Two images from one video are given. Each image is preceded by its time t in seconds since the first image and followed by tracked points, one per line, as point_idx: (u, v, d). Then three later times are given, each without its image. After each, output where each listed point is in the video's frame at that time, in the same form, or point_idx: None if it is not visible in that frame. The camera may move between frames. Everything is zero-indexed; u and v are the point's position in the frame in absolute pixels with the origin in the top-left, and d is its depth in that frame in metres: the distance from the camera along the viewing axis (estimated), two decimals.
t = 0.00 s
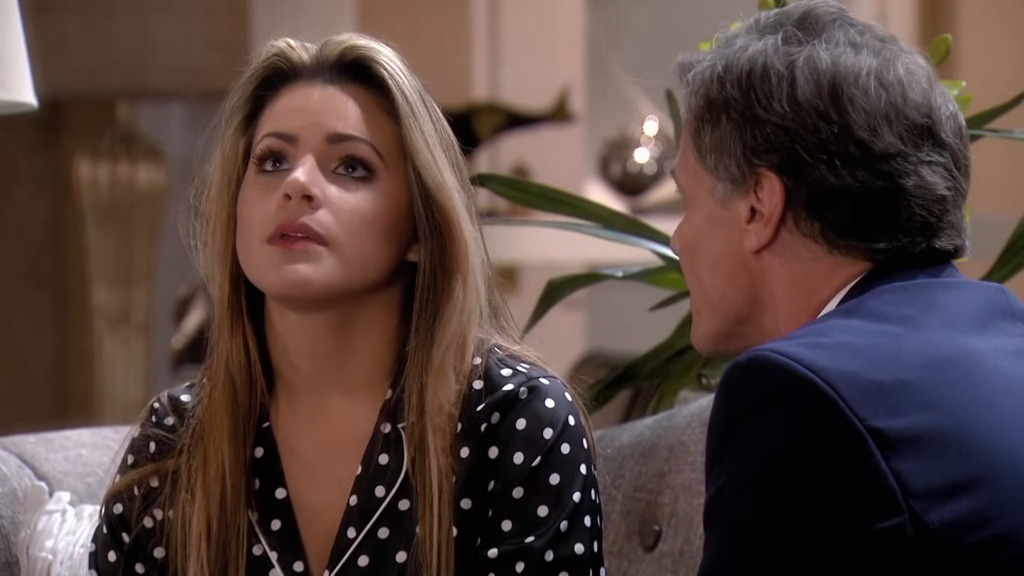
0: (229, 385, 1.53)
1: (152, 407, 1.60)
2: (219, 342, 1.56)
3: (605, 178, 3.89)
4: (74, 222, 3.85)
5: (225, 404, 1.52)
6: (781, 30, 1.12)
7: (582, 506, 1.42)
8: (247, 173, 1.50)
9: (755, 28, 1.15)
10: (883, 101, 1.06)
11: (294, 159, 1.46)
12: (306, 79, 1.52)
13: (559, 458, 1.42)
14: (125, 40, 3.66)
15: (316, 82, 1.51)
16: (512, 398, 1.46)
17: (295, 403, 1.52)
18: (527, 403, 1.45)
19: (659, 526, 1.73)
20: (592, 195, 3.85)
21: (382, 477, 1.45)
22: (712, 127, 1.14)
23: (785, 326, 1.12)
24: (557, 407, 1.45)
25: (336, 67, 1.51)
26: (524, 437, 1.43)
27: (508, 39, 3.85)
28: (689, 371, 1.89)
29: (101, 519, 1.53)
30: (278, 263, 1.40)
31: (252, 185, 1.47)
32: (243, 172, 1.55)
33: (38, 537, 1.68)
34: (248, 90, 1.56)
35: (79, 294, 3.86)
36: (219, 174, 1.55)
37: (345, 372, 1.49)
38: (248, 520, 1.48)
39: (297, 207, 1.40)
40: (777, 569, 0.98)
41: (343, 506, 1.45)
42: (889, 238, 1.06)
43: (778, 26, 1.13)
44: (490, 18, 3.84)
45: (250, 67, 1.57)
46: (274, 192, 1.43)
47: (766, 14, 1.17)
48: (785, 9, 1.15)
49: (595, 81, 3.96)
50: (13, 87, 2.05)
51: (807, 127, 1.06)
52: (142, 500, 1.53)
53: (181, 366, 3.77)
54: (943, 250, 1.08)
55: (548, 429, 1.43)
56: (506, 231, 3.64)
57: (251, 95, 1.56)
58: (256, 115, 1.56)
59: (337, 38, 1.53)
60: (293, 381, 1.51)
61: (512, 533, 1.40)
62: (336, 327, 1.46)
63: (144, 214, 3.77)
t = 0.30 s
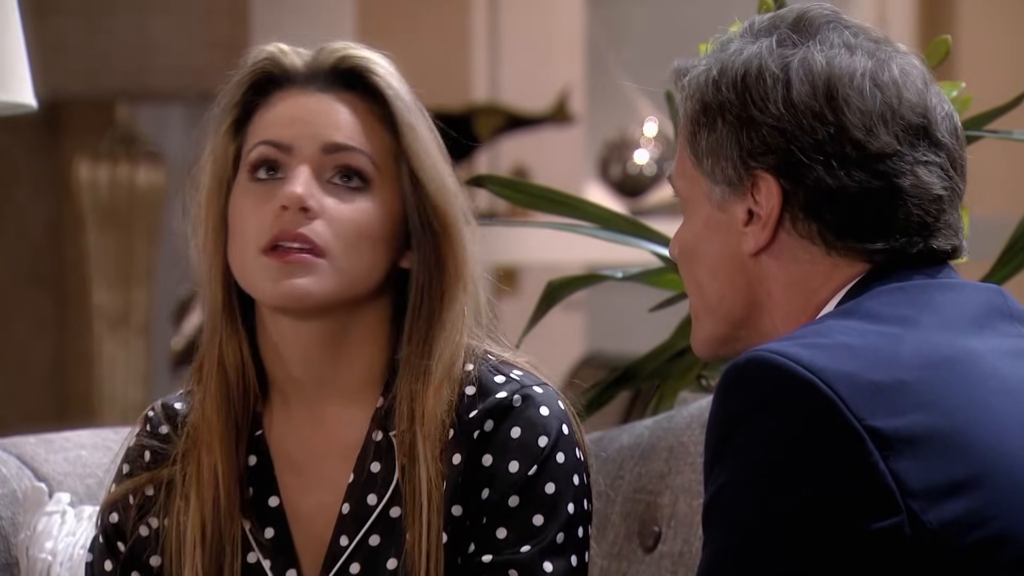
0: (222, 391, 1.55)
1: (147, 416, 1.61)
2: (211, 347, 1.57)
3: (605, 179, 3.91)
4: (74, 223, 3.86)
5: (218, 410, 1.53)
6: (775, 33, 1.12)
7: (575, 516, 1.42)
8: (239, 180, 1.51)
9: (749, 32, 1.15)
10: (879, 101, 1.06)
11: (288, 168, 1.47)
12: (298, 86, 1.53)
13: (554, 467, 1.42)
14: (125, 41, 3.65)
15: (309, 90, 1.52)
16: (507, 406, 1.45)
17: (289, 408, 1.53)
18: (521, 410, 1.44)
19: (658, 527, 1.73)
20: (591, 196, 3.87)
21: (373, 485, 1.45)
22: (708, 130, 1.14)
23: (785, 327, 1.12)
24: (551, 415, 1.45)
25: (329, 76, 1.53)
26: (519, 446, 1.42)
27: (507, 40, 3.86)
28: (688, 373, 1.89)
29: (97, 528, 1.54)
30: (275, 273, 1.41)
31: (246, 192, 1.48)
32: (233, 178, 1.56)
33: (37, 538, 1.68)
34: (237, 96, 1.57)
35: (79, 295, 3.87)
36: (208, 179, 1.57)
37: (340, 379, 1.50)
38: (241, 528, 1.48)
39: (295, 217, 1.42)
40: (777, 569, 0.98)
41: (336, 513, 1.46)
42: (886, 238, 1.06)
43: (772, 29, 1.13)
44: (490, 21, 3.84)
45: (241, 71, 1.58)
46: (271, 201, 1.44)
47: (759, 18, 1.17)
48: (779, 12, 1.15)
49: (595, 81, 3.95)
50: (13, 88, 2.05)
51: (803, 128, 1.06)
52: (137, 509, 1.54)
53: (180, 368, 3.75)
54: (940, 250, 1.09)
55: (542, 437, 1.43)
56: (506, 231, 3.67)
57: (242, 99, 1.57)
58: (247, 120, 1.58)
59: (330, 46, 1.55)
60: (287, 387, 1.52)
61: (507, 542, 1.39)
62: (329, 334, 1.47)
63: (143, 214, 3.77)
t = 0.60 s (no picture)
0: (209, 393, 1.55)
1: (141, 417, 1.61)
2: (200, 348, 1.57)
3: (605, 179, 3.91)
4: (73, 223, 3.86)
5: (205, 407, 1.54)
6: (772, 33, 1.12)
7: (567, 514, 1.41)
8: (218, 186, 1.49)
9: (746, 33, 1.15)
10: (876, 100, 1.06)
11: (266, 173, 1.45)
12: (273, 90, 1.50)
13: (546, 465, 1.42)
14: (123, 41, 3.65)
15: (282, 94, 1.49)
16: (498, 404, 1.45)
17: (281, 409, 1.52)
18: (514, 408, 1.44)
19: (657, 526, 1.73)
20: (590, 196, 3.88)
21: (365, 486, 1.45)
22: (706, 130, 1.14)
23: (784, 327, 1.12)
24: (542, 413, 1.44)
25: (302, 78, 1.49)
26: (512, 444, 1.42)
27: (506, 40, 3.87)
28: (687, 373, 1.89)
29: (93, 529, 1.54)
30: (257, 282, 1.39)
31: (225, 198, 1.46)
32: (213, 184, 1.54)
33: (36, 538, 1.68)
34: (213, 102, 1.54)
35: (78, 295, 3.87)
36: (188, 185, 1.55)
37: (328, 381, 1.49)
38: (234, 530, 1.49)
39: (274, 225, 1.39)
40: (776, 568, 0.98)
41: (328, 516, 1.46)
42: (885, 236, 1.06)
43: (768, 29, 1.13)
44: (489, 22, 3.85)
45: (217, 75, 1.55)
46: (250, 207, 1.42)
47: (756, 18, 1.17)
48: (776, 12, 1.15)
49: (595, 81, 3.95)
50: (12, 88, 2.05)
51: (802, 128, 1.06)
52: (133, 510, 1.54)
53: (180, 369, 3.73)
54: (939, 248, 1.09)
55: (534, 435, 1.42)
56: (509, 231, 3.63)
57: (219, 104, 1.54)
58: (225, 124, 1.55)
59: (302, 47, 1.51)
60: (277, 387, 1.52)
61: (498, 539, 1.39)
62: (315, 334, 1.46)
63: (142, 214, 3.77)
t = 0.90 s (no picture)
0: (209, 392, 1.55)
1: (144, 417, 1.62)
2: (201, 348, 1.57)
3: (609, 179, 3.91)
4: (76, 223, 3.87)
5: (205, 405, 1.54)
6: (773, 33, 1.12)
7: (570, 511, 1.41)
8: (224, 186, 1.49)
9: (747, 33, 1.15)
10: (878, 99, 1.06)
11: (276, 175, 1.45)
12: (282, 89, 1.51)
13: (549, 461, 1.41)
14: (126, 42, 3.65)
15: (291, 94, 1.50)
16: (501, 401, 1.44)
17: (285, 409, 1.53)
18: (516, 405, 1.44)
19: (661, 525, 1.73)
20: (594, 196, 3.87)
21: (368, 485, 1.46)
22: (708, 131, 1.14)
23: (787, 328, 1.12)
24: (545, 410, 1.44)
25: (311, 78, 1.50)
26: (514, 441, 1.42)
27: (510, 41, 3.86)
28: (691, 373, 1.89)
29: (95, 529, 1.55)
30: (268, 283, 1.40)
31: (231, 197, 1.46)
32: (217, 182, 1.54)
33: (40, 537, 1.69)
34: (218, 100, 1.54)
35: (82, 295, 3.87)
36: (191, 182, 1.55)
37: (330, 380, 1.49)
38: (239, 529, 1.49)
39: (285, 226, 1.40)
40: (777, 569, 0.98)
41: (332, 514, 1.46)
42: (888, 236, 1.06)
43: (770, 29, 1.13)
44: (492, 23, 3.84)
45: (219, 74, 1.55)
46: (260, 208, 1.43)
47: (757, 18, 1.17)
48: (777, 12, 1.16)
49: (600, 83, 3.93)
50: (15, 87, 2.05)
51: (805, 127, 1.06)
52: (136, 510, 1.55)
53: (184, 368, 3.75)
54: (943, 247, 1.08)
55: (537, 431, 1.42)
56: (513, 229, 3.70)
57: (224, 104, 1.54)
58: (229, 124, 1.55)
59: (312, 47, 1.52)
60: (280, 384, 1.52)
61: (502, 535, 1.38)
62: (319, 335, 1.46)
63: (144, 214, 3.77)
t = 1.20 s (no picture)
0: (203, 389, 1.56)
1: (134, 412, 1.63)
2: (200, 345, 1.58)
3: (609, 178, 3.91)
4: (76, 222, 3.86)
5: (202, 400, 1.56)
6: (772, 32, 1.12)
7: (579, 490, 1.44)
8: (283, 188, 1.50)
9: (745, 32, 1.15)
10: (877, 97, 1.06)
11: (350, 186, 1.48)
12: (345, 96, 1.54)
13: (557, 438, 1.45)
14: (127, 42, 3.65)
15: (357, 102, 1.54)
16: (507, 379, 1.49)
17: (289, 404, 1.56)
18: (523, 386, 1.48)
19: (661, 525, 1.72)
20: (594, 195, 3.88)
21: (370, 474, 1.48)
22: (707, 131, 1.14)
23: (788, 326, 1.12)
24: (549, 391, 1.48)
25: (375, 88, 1.56)
26: (522, 419, 1.45)
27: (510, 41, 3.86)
28: (691, 371, 1.90)
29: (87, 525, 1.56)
30: (347, 296, 1.45)
31: (291, 203, 1.48)
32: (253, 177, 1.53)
33: (40, 536, 1.69)
34: (266, 98, 1.54)
35: (83, 295, 3.87)
36: (227, 178, 1.53)
37: (334, 374, 1.53)
38: (235, 521, 1.50)
39: (366, 241, 1.45)
40: (775, 569, 0.98)
41: (332, 505, 1.48)
42: (887, 234, 1.06)
43: (768, 28, 1.13)
44: (491, 23, 3.84)
45: (267, 70, 1.55)
46: (335, 219, 1.45)
47: (755, 18, 1.17)
48: (775, 12, 1.16)
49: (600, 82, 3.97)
50: (14, 86, 2.05)
51: (804, 126, 1.06)
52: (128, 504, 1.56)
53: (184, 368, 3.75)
54: (942, 246, 1.08)
55: (543, 409, 1.46)
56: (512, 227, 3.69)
57: (270, 102, 1.55)
58: (273, 123, 1.55)
59: (374, 57, 1.57)
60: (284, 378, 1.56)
61: (511, 509, 1.42)
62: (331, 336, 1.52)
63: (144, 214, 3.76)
